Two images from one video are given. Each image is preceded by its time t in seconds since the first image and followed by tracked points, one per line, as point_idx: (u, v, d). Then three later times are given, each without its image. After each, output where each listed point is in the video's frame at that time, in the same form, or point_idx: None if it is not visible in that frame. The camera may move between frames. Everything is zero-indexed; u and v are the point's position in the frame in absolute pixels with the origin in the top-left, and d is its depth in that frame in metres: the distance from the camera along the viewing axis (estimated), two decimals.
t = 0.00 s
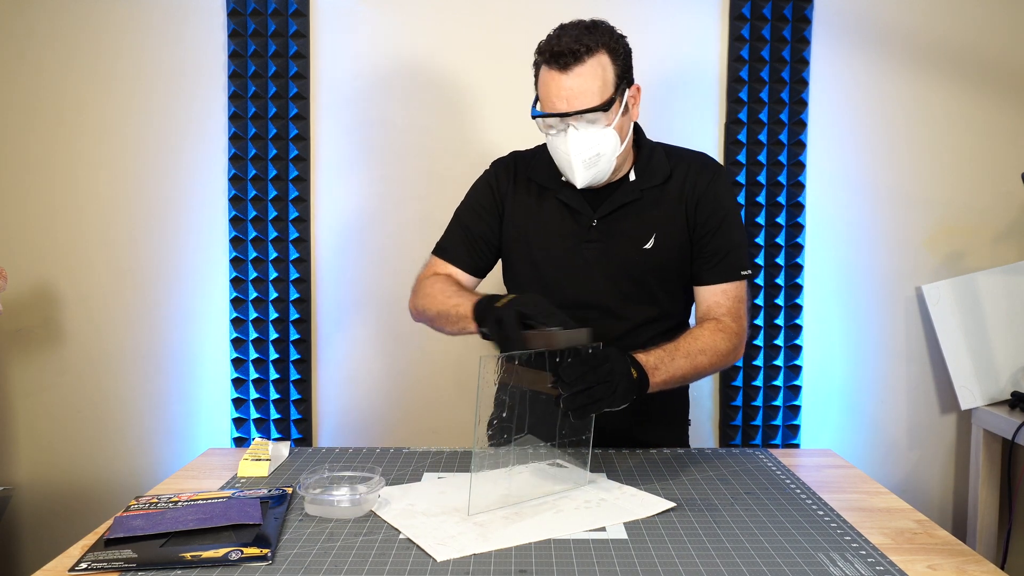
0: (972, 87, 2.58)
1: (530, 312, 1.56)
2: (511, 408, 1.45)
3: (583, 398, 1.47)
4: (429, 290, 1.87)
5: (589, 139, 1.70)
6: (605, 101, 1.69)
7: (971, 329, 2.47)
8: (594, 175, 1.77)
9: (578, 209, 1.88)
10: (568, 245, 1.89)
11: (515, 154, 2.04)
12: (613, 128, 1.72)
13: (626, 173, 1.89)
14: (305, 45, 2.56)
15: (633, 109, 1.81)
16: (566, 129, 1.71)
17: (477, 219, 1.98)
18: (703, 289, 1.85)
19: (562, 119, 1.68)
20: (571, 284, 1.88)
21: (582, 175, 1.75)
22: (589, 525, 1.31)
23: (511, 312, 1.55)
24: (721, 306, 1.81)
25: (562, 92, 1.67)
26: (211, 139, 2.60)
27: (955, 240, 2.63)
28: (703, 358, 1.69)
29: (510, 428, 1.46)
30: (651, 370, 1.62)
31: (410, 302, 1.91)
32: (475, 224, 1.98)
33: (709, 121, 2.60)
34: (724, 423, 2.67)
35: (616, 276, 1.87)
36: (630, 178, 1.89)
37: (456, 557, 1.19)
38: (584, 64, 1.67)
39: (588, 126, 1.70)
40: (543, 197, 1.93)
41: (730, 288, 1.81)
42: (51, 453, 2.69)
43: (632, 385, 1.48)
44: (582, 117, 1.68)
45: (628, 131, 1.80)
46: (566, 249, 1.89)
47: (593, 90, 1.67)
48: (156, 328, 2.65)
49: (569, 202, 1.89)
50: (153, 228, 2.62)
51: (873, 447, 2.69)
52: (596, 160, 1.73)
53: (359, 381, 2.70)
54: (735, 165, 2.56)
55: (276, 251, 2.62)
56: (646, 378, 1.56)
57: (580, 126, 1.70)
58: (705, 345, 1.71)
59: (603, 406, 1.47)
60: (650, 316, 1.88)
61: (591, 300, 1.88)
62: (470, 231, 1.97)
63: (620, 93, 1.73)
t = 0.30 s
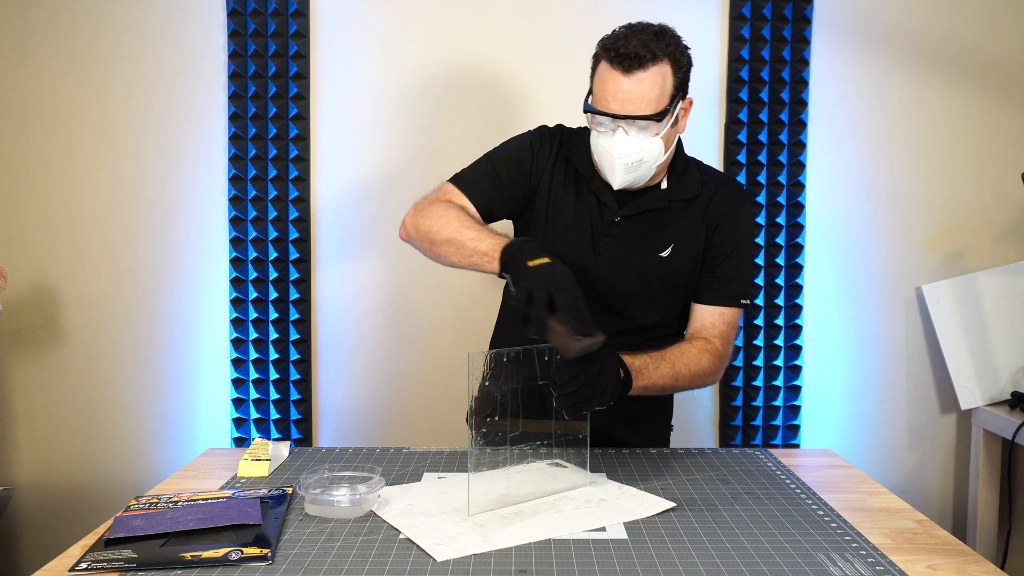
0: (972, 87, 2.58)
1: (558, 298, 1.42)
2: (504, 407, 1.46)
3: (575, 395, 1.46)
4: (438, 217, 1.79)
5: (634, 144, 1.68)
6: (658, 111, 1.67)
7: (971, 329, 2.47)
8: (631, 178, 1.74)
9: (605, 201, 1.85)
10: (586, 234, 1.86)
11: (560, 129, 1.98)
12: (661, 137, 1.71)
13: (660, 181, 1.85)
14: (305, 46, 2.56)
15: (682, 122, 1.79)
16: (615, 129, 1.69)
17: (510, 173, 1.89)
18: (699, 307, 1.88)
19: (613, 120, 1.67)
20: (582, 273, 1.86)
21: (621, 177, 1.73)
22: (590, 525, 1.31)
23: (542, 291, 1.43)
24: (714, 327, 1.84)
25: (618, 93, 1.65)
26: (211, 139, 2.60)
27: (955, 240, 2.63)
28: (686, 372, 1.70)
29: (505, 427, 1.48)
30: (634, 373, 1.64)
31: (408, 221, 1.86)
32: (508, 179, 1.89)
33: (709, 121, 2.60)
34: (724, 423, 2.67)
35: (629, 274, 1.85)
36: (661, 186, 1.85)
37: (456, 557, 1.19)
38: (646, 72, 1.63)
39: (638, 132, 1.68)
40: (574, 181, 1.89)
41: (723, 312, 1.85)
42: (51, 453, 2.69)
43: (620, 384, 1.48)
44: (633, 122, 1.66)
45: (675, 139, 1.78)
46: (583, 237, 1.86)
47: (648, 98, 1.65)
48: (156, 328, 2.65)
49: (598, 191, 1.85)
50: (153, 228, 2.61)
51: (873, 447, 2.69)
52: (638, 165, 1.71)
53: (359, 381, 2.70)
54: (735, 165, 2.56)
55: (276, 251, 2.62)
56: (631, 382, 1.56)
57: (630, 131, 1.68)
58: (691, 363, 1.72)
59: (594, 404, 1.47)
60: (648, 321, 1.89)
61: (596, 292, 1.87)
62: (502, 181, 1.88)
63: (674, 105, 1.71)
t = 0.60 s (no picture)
0: (972, 87, 2.58)
1: (526, 295, 1.44)
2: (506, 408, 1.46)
3: (574, 398, 1.46)
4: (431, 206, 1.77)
5: (645, 146, 1.68)
6: (670, 115, 1.67)
7: (971, 329, 2.47)
8: (639, 180, 1.74)
9: (610, 202, 1.85)
10: (589, 233, 1.86)
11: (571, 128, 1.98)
12: (671, 141, 1.71)
13: (667, 185, 1.85)
14: (305, 46, 2.56)
15: (693, 128, 1.80)
16: (627, 130, 1.69)
17: (516, 170, 1.90)
18: (696, 312, 1.86)
19: (626, 120, 1.66)
20: (584, 273, 1.86)
21: (629, 178, 1.72)
22: (590, 525, 1.31)
23: (511, 286, 1.44)
24: (711, 332, 1.84)
25: (632, 95, 1.65)
26: (211, 139, 2.60)
27: (955, 240, 2.63)
28: (683, 376, 1.71)
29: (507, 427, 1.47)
30: (634, 373, 1.63)
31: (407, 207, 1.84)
32: (516, 173, 1.89)
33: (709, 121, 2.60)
34: (724, 423, 2.67)
35: (631, 276, 1.86)
36: (667, 191, 1.85)
37: (456, 557, 1.19)
38: (662, 75, 1.63)
39: (649, 135, 1.68)
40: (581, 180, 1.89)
41: (721, 319, 1.85)
42: (51, 453, 2.69)
43: (621, 385, 1.48)
44: (646, 125, 1.66)
45: (684, 145, 1.78)
46: (586, 236, 1.86)
47: (662, 101, 1.65)
48: (156, 328, 2.65)
49: (604, 192, 1.85)
50: (154, 228, 2.61)
51: (873, 447, 2.69)
52: (647, 167, 1.70)
53: (359, 381, 2.70)
54: (735, 165, 2.56)
55: (276, 251, 2.62)
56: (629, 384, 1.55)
57: (641, 133, 1.68)
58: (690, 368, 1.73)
59: (595, 404, 1.47)
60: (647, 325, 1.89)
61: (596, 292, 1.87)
62: (508, 177, 1.89)
63: (686, 111, 1.72)
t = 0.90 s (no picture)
0: (972, 87, 2.58)
1: (521, 295, 1.47)
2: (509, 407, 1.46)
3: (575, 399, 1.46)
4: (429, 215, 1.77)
5: (640, 140, 1.68)
6: (667, 110, 1.67)
7: (971, 329, 2.47)
8: (634, 175, 1.73)
9: (609, 202, 1.85)
10: (589, 233, 1.86)
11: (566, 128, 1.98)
12: (668, 137, 1.70)
13: (664, 183, 1.86)
14: (305, 46, 2.56)
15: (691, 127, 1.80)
16: (623, 124, 1.69)
17: (512, 172, 1.89)
18: (697, 310, 1.86)
19: (622, 114, 1.67)
20: (584, 273, 1.86)
21: (624, 171, 1.72)
22: (590, 525, 1.31)
23: (504, 287, 1.47)
24: (712, 330, 1.84)
25: (628, 89, 1.66)
26: (211, 139, 2.60)
27: (955, 240, 2.63)
28: (685, 374, 1.71)
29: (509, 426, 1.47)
30: (635, 373, 1.63)
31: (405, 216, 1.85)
32: (513, 176, 1.89)
33: (709, 121, 2.59)
34: (724, 423, 2.67)
35: (631, 276, 1.86)
36: (666, 189, 1.86)
37: (456, 557, 1.19)
38: (659, 69, 1.65)
39: (646, 129, 1.68)
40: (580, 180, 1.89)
41: (723, 316, 1.85)
42: (51, 453, 2.69)
43: (624, 386, 1.48)
44: (642, 118, 1.66)
45: (682, 142, 1.78)
46: (586, 237, 1.86)
47: (659, 95, 1.66)
48: (156, 328, 2.65)
49: (603, 192, 1.85)
50: (153, 228, 2.61)
51: (873, 447, 2.69)
52: (642, 162, 1.70)
53: (359, 381, 2.70)
54: (735, 165, 2.56)
55: (276, 251, 2.62)
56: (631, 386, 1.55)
57: (638, 127, 1.68)
58: (691, 367, 1.72)
59: (598, 405, 1.47)
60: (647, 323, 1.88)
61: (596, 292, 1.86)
62: (504, 179, 1.89)
63: (684, 107, 1.72)
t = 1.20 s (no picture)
0: (972, 87, 2.58)
1: (514, 300, 1.47)
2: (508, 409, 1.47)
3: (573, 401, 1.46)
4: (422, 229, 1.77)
5: (633, 132, 1.69)
6: (659, 102, 1.69)
7: (971, 329, 2.46)
8: (629, 169, 1.74)
9: (605, 202, 1.86)
10: (587, 234, 1.86)
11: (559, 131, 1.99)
12: (661, 129, 1.72)
13: (660, 179, 1.86)
14: (305, 46, 2.56)
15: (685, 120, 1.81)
16: (616, 117, 1.71)
17: (507, 178, 1.90)
18: (704, 304, 1.87)
19: (614, 105, 1.68)
20: (583, 272, 1.86)
21: (617, 165, 1.73)
22: (590, 525, 1.31)
23: (495, 293, 1.48)
24: (717, 326, 1.84)
25: (620, 81, 1.68)
26: (211, 140, 2.60)
27: (955, 240, 2.63)
28: (691, 371, 1.70)
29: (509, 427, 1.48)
30: (639, 372, 1.63)
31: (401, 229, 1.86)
32: (507, 183, 1.90)
33: (709, 121, 2.60)
34: (724, 423, 2.67)
35: (631, 274, 1.86)
36: (662, 184, 1.86)
37: (456, 557, 1.19)
38: (650, 61, 1.67)
39: (638, 121, 1.70)
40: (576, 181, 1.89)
41: (727, 310, 1.85)
42: (51, 453, 2.69)
43: (625, 385, 1.48)
44: (634, 110, 1.68)
45: (676, 136, 1.79)
46: (584, 237, 1.86)
47: (651, 87, 1.67)
48: (156, 328, 2.65)
49: (599, 192, 1.86)
50: (153, 228, 2.61)
51: (873, 447, 2.69)
52: (635, 154, 1.71)
53: (359, 381, 2.70)
54: (735, 165, 2.56)
55: (276, 251, 2.62)
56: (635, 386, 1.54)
57: (630, 119, 1.70)
58: (697, 363, 1.72)
59: (599, 405, 1.47)
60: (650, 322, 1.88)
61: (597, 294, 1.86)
62: (498, 187, 1.89)
63: (677, 99, 1.73)
